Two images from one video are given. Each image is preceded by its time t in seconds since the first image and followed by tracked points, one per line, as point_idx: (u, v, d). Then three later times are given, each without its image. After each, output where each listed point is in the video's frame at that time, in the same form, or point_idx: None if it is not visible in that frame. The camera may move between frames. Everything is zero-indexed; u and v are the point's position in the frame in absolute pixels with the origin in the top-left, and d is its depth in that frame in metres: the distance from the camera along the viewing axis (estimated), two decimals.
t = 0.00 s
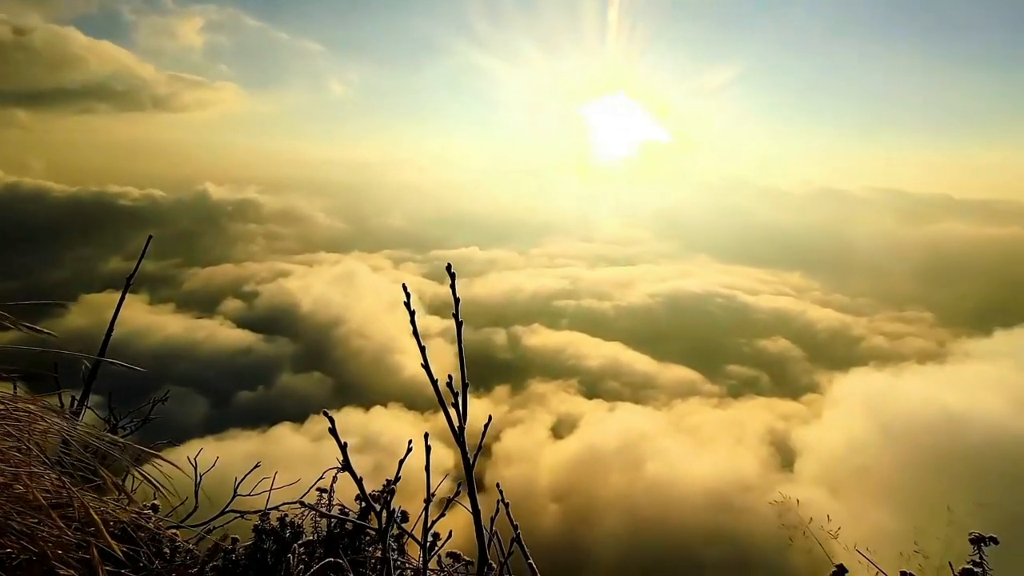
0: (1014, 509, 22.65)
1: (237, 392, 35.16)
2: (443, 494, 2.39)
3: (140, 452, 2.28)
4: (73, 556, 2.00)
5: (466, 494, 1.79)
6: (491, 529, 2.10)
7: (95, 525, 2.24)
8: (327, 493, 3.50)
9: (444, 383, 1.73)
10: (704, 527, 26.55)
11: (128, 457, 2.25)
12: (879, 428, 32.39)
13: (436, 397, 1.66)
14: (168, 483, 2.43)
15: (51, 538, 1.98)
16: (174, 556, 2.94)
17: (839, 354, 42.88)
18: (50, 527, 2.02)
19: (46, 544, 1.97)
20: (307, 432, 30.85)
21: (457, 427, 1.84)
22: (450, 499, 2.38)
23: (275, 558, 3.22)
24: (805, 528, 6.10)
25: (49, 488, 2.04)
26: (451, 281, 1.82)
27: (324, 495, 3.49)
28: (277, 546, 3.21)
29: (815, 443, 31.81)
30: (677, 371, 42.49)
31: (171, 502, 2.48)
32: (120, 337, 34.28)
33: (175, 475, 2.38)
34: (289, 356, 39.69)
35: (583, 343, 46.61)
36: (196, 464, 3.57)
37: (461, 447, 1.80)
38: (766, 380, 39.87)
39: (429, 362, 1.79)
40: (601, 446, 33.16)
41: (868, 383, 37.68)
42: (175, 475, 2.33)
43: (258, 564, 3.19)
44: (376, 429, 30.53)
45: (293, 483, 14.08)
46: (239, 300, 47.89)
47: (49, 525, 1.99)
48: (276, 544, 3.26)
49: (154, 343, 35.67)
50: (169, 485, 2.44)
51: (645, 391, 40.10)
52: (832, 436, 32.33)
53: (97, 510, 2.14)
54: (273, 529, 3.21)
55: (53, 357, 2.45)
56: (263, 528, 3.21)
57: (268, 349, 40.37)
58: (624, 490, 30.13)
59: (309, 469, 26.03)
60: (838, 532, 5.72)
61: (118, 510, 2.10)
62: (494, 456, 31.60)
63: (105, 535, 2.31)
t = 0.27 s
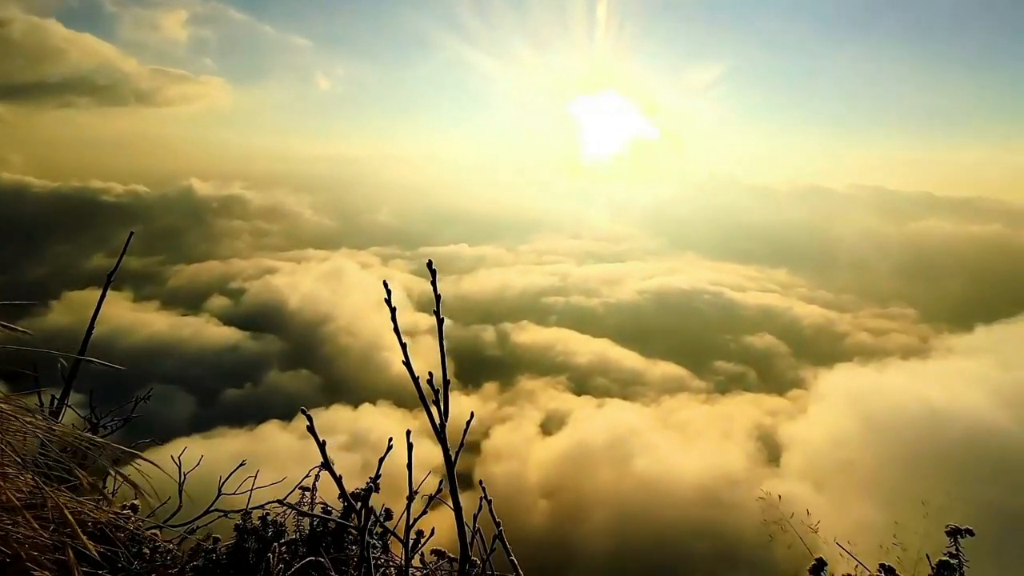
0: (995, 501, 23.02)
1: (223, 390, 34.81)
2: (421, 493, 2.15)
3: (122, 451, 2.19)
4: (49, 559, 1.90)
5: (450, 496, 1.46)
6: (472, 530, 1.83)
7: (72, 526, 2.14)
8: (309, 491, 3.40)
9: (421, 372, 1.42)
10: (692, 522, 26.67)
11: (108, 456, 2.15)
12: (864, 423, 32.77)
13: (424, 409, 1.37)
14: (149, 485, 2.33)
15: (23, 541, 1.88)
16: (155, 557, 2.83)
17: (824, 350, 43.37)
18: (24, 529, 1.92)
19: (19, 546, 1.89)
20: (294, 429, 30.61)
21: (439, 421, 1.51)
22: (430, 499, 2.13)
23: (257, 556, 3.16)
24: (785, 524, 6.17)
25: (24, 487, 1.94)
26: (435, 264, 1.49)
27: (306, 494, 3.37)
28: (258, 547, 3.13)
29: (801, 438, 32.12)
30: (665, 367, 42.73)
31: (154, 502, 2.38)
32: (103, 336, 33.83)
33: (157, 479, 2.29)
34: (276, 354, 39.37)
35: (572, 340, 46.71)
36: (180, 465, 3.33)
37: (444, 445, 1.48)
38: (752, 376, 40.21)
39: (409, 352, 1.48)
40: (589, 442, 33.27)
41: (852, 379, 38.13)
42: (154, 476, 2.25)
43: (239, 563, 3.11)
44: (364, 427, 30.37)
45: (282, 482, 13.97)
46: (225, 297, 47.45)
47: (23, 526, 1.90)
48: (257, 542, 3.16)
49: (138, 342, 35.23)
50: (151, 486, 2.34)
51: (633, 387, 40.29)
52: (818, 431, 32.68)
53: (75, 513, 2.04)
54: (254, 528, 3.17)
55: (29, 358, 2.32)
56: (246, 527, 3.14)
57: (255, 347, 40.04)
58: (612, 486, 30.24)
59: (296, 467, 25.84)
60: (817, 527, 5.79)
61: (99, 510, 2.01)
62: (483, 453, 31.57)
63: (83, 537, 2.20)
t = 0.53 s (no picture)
0: (982, 497, 23.32)
1: (214, 390, 34.62)
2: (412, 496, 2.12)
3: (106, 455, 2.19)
4: (31, 561, 1.91)
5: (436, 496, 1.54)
6: (458, 528, 1.89)
7: (48, 529, 2.13)
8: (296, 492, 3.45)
9: (413, 374, 1.43)
10: (685, 519, 26.82)
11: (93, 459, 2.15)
12: (852, 420, 33.10)
13: (411, 403, 1.45)
14: (134, 486, 2.33)
15: (5, 542, 1.89)
16: (139, 560, 2.81)
17: (814, 349, 43.70)
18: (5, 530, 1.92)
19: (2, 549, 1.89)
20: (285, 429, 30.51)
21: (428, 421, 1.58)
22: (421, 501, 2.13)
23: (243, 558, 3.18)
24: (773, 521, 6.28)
25: (7, 488, 1.94)
26: (421, 268, 1.56)
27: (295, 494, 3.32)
28: (245, 546, 3.17)
29: (790, 435, 32.40)
30: (656, 365, 42.93)
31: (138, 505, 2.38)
32: (92, 336, 33.57)
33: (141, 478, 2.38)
34: (267, 353, 39.20)
35: (563, 338, 46.84)
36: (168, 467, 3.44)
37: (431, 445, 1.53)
38: (743, 373, 40.49)
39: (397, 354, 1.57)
40: (581, 440, 33.40)
41: (842, 377, 38.46)
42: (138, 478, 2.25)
43: (225, 564, 3.12)
44: (357, 426, 30.34)
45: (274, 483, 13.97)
46: (215, 297, 47.14)
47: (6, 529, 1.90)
48: (244, 544, 3.18)
49: (127, 342, 34.97)
50: (135, 487, 2.34)
51: (625, 386, 40.45)
52: (808, 428, 32.94)
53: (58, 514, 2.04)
54: (241, 529, 3.20)
55: (17, 354, 2.38)
56: (232, 529, 3.18)
57: (246, 346, 39.82)
58: (605, 484, 30.35)
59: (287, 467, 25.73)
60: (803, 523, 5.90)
61: (83, 513, 2.02)
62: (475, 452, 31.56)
63: (63, 538, 2.20)
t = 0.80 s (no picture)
0: (964, 492, 23.73)
1: (201, 391, 34.32)
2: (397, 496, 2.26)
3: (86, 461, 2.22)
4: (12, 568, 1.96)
5: (422, 492, 1.72)
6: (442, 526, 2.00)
7: (32, 534, 2.18)
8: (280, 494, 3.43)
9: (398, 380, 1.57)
10: (674, 515, 26.99)
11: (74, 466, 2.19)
12: (838, 416, 33.51)
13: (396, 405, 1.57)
14: (115, 490, 2.36)
15: None
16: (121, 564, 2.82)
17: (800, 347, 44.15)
18: None
19: None
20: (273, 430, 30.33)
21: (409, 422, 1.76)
22: (404, 499, 2.27)
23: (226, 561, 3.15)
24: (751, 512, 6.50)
25: None
26: (403, 276, 1.71)
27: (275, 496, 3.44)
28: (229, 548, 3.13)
29: (777, 432, 32.75)
30: (645, 364, 43.17)
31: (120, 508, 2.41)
32: (75, 337, 33.14)
33: (122, 480, 2.46)
34: (255, 353, 38.91)
35: (553, 337, 46.94)
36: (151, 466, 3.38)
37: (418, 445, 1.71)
38: (730, 371, 40.85)
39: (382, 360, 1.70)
40: (570, 439, 33.52)
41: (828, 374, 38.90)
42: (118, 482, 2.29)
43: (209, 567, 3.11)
44: (345, 427, 30.23)
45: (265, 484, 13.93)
46: (202, 296, 46.73)
47: None
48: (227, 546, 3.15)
49: (112, 343, 34.55)
50: (117, 491, 2.37)
51: (614, 385, 40.65)
52: (794, 425, 33.32)
53: (39, 520, 2.09)
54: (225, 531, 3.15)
55: None
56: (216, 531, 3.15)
57: (233, 346, 39.52)
58: (594, 482, 30.50)
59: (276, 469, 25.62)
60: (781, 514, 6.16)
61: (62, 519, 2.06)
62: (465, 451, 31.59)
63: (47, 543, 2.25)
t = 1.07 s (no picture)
0: (950, 488, 24.07)
1: (188, 391, 33.96)
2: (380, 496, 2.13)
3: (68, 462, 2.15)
4: None
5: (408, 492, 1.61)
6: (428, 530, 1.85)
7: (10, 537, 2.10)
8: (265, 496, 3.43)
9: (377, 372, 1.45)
10: (665, 513, 27.07)
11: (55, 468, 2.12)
12: (826, 413, 33.78)
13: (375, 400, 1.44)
14: (99, 493, 2.28)
15: None
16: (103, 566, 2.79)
17: (789, 346, 44.57)
18: None
19: None
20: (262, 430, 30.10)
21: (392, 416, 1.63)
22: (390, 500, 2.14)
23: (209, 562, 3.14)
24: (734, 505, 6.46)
25: None
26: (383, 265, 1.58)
27: (261, 497, 3.40)
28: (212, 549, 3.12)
29: (766, 430, 32.97)
30: (635, 362, 43.32)
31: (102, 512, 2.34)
32: (60, 337, 32.72)
33: (105, 483, 2.38)
34: (243, 353, 38.59)
35: (543, 336, 46.97)
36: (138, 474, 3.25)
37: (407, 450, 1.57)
38: (719, 370, 41.08)
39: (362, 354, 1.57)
40: (561, 438, 33.53)
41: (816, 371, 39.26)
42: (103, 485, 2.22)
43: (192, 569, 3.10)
44: (335, 426, 30.04)
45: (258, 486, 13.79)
46: (190, 296, 46.32)
47: None
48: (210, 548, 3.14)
49: (97, 342, 34.13)
50: (101, 493, 2.29)
51: (605, 383, 40.73)
52: (783, 422, 33.56)
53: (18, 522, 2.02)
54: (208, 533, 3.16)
55: None
56: (199, 533, 3.15)
57: (222, 346, 39.17)
58: (585, 480, 30.55)
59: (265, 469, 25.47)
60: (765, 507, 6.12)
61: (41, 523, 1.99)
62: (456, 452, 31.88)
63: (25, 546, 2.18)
